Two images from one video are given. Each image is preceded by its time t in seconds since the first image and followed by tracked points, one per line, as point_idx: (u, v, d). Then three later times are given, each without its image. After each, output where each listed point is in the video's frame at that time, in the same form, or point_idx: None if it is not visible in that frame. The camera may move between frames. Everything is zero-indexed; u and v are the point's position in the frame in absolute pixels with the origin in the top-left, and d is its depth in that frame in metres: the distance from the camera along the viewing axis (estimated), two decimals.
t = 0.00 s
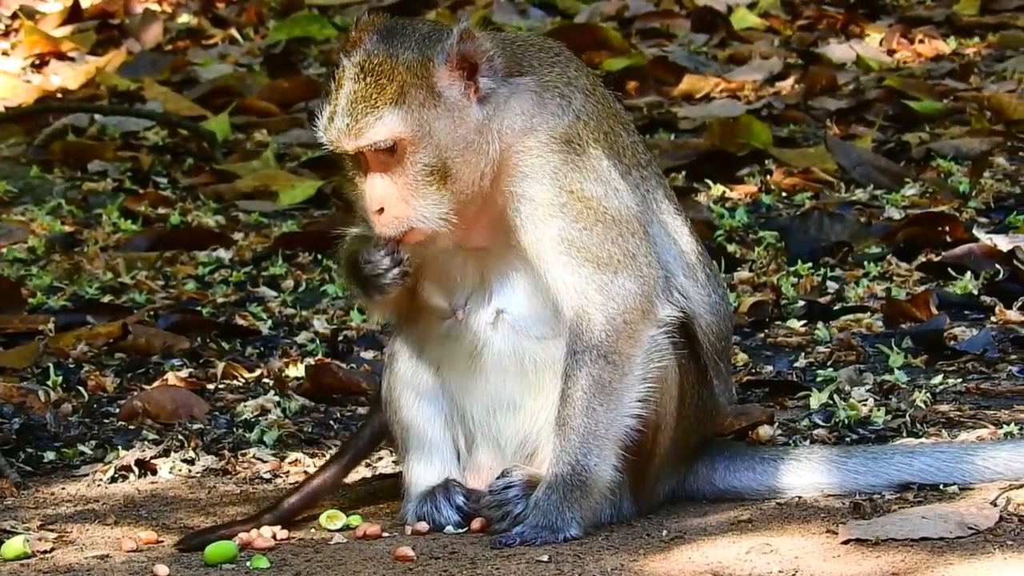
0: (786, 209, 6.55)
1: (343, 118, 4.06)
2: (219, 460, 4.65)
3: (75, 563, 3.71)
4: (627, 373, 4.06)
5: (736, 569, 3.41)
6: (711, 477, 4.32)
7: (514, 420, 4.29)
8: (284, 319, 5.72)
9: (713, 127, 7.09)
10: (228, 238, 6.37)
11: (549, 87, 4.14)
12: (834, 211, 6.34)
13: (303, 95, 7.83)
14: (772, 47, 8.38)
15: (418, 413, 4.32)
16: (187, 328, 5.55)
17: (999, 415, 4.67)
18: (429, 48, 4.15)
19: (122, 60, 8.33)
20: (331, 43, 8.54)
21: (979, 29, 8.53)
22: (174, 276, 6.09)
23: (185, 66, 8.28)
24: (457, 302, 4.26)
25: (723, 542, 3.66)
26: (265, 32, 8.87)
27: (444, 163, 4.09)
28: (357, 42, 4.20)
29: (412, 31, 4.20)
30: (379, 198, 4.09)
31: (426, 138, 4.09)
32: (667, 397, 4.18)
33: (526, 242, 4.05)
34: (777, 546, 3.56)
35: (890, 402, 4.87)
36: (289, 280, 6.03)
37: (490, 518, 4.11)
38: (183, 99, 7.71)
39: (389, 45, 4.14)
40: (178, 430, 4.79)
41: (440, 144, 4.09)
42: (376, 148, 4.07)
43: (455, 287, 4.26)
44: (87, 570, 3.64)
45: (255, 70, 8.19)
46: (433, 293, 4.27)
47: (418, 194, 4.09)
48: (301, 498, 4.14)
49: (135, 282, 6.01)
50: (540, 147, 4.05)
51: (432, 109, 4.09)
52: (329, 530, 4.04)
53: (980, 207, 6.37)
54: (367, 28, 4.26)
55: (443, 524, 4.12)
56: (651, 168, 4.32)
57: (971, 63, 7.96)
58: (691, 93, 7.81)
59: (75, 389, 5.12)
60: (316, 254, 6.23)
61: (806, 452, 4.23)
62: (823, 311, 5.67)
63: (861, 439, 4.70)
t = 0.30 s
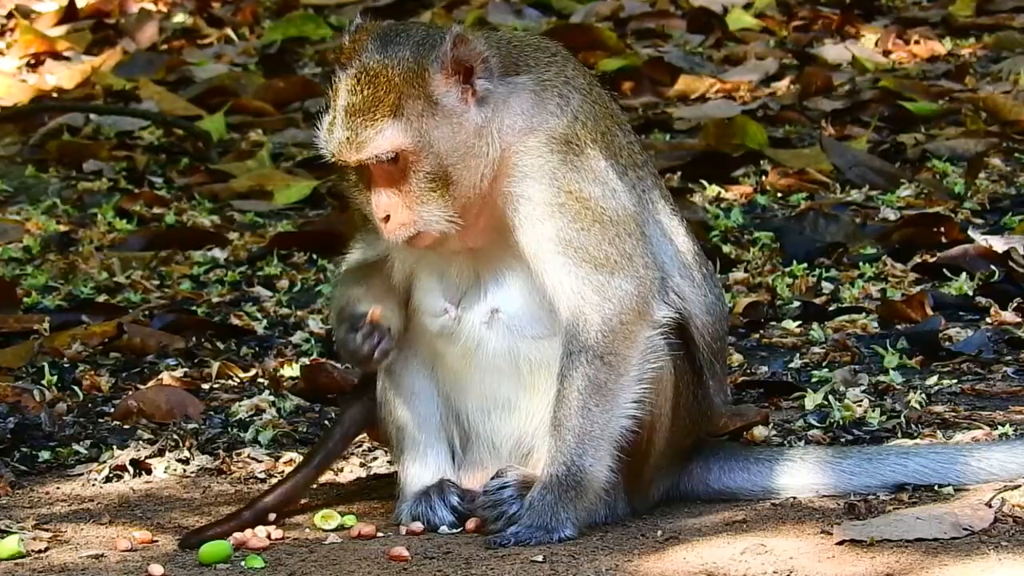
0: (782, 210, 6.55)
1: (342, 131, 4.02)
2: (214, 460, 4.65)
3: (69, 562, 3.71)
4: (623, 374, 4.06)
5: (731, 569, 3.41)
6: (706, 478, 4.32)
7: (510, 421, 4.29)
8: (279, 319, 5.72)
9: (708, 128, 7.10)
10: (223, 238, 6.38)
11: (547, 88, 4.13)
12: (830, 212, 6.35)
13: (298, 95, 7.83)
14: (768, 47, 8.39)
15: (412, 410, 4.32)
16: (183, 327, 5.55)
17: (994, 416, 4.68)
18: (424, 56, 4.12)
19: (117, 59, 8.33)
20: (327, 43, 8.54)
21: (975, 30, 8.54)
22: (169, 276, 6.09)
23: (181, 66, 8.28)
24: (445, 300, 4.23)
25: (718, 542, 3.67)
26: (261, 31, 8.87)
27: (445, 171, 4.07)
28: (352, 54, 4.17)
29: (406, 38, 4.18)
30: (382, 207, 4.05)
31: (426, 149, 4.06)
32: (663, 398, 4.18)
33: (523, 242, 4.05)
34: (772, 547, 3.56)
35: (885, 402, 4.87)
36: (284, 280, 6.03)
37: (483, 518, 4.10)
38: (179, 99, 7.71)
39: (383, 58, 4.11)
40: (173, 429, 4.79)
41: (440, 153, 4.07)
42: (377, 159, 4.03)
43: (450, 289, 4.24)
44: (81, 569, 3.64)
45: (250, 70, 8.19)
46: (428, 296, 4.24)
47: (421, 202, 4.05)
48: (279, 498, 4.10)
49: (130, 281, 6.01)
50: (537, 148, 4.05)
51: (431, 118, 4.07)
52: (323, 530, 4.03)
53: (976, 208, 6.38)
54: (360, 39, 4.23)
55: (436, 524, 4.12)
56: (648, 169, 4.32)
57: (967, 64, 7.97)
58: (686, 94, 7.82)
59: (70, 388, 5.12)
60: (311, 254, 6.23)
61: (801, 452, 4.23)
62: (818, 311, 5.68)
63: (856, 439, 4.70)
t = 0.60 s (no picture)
0: (778, 209, 6.56)
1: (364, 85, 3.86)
2: (210, 459, 4.65)
3: (65, 561, 3.72)
4: (618, 372, 4.07)
5: (726, 569, 3.42)
6: (702, 477, 4.33)
7: (505, 420, 4.30)
8: (276, 319, 5.72)
9: (704, 127, 7.10)
10: (219, 237, 6.38)
11: (543, 84, 4.13)
12: (826, 211, 6.36)
13: (294, 94, 7.84)
14: (764, 47, 8.39)
15: (408, 411, 4.31)
16: (179, 327, 5.56)
17: (990, 415, 4.68)
18: (439, 24, 4.01)
19: (113, 59, 8.33)
20: (324, 42, 8.54)
21: (971, 30, 8.54)
22: (165, 276, 6.09)
23: (177, 65, 8.28)
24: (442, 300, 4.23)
25: (714, 541, 3.67)
26: (258, 31, 8.87)
27: (459, 138, 3.98)
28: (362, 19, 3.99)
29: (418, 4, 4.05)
30: (394, 174, 3.85)
31: (443, 110, 3.94)
32: (658, 396, 4.19)
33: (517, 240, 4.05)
34: (768, 545, 3.57)
35: (881, 401, 4.88)
36: (281, 279, 6.03)
37: (479, 518, 4.11)
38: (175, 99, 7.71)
39: (399, 23, 3.97)
40: (169, 429, 4.80)
41: (456, 119, 3.96)
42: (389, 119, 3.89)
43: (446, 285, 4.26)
44: (77, 568, 3.64)
45: (247, 70, 8.19)
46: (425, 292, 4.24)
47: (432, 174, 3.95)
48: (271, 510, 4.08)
49: (126, 281, 6.02)
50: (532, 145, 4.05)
51: (448, 81, 3.96)
52: (320, 530, 4.04)
53: (972, 207, 6.39)
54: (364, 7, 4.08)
55: (432, 525, 4.12)
56: (641, 167, 4.33)
57: (964, 63, 7.97)
58: (682, 94, 7.83)
59: (66, 387, 5.12)
60: (308, 254, 6.23)
61: (796, 451, 4.23)
62: (814, 310, 5.69)
63: (852, 438, 4.70)
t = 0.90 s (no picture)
0: (774, 209, 6.56)
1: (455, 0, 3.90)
2: (207, 459, 4.65)
3: (62, 562, 3.71)
4: (618, 372, 4.07)
5: (724, 569, 3.42)
6: (700, 477, 4.33)
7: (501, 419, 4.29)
8: (272, 318, 5.71)
9: (701, 127, 7.10)
10: (216, 237, 6.38)
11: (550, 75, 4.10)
12: (822, 211, 6.36)
13: (291, 94, 7.84)
14: (761, 46, 8.40)
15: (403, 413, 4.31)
16: (176, 327, 5.55)
17: (987, 415, 4.68)
18: None
19: (110, 59, 8.33)
20: (320, 42, 8.54)
21: (967, 30, 8.54)
22: (162, 276, 6.08)
23: (174, 65, 8.27)
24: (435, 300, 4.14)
25: (712, 541, 3.67)
26: (254, 31, 8.86)
27: (532, 68, 4.00)
28: None
29: None
30: (483, 84, 3.87)
31: (518, 37, 3.97)
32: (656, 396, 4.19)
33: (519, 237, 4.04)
34: (766, 545, 3.57)
35: (879, 401, 4.88)
36: (277, 279, 6.03)
37: (477, 519, 4.10)
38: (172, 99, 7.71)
39: None
40: (167, 429, 4.79)
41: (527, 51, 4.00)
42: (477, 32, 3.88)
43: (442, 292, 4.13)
44: (75, 569, 3.64)
45: (243, 69, 8.18)
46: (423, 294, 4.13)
47: (512, 92, 3.93)
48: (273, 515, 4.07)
49: (123, 281, 6.01)
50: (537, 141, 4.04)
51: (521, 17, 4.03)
52: (318, 530, 4.03)
53: (969, 207, 6.39)
54: None
55: (430, 524, 4.13)
56: (637, 168, 4.34)
57: (960, 63, 7.98)
58: (679, 93, 7.83)
59: (63, 388, 5.12)
60: (304, 253, 6.23)
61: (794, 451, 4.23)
62: (811, 310, 5.69)
63: (849, 439, 4.71)
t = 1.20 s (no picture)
0: (772, 209, 6.56)
1: None
2: (207, 460, 4.65)
3: (62, 563, 3.71)
4: (634, 377, 4.13)
5: (724, 569, 3.41)
6: (700, 476, 4.32)
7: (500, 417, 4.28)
8: (270, 320, 5.71)
9: (699, 127, 7.10)
10: (214, 239, 6.37)
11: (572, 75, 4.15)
12: (820, 211, 6.36)
13: (288, 96, 7.83)
14: (758, 46, 8.40)
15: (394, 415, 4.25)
16: (175, 328, 5.55)
17: (986, 414, 4.68)
18: None
19: (107, 61, 8.32)
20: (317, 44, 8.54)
21: (965, 29, 8.54)
22: (161, 277, 6.08)
23: (171, 67, 8.27)
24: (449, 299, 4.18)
25: (712, 541, 3.67)
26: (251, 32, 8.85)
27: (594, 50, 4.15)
28: None
29: None
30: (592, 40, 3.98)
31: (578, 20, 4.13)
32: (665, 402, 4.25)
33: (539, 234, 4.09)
34: (765, 545, 3.56)
35: (878, 401, 4.87)
36: (275, 281, 6.02)
37: (476, 520, 4.07)
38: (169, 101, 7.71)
39: None
40: (166, 430, 4.79)
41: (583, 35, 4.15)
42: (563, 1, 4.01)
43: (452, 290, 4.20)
44: (75, 570, 3.63)
45: (240, 71, 8.18)
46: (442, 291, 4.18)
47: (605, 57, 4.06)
48: (270, 515, 4.07)
49: (121, 283, 6.01)
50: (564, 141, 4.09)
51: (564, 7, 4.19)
52: (318, 530, 4.02)
53: (967, 206, 6.39)
54: None
55: (429, 527, 4.12)
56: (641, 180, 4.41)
57: (957, 63, 7.97)
58: (676, 93, 7.82)
59: (62, 389, 5.11)
60: (302, 254, 6.23)
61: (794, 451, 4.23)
62: (810, 310, 5.69)
63: (848, 438, 4.70)
